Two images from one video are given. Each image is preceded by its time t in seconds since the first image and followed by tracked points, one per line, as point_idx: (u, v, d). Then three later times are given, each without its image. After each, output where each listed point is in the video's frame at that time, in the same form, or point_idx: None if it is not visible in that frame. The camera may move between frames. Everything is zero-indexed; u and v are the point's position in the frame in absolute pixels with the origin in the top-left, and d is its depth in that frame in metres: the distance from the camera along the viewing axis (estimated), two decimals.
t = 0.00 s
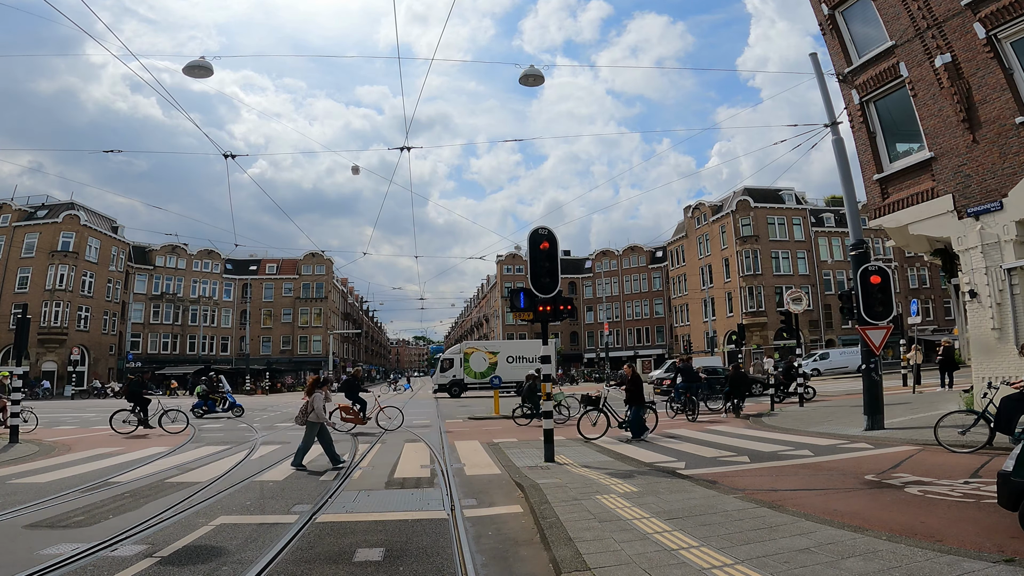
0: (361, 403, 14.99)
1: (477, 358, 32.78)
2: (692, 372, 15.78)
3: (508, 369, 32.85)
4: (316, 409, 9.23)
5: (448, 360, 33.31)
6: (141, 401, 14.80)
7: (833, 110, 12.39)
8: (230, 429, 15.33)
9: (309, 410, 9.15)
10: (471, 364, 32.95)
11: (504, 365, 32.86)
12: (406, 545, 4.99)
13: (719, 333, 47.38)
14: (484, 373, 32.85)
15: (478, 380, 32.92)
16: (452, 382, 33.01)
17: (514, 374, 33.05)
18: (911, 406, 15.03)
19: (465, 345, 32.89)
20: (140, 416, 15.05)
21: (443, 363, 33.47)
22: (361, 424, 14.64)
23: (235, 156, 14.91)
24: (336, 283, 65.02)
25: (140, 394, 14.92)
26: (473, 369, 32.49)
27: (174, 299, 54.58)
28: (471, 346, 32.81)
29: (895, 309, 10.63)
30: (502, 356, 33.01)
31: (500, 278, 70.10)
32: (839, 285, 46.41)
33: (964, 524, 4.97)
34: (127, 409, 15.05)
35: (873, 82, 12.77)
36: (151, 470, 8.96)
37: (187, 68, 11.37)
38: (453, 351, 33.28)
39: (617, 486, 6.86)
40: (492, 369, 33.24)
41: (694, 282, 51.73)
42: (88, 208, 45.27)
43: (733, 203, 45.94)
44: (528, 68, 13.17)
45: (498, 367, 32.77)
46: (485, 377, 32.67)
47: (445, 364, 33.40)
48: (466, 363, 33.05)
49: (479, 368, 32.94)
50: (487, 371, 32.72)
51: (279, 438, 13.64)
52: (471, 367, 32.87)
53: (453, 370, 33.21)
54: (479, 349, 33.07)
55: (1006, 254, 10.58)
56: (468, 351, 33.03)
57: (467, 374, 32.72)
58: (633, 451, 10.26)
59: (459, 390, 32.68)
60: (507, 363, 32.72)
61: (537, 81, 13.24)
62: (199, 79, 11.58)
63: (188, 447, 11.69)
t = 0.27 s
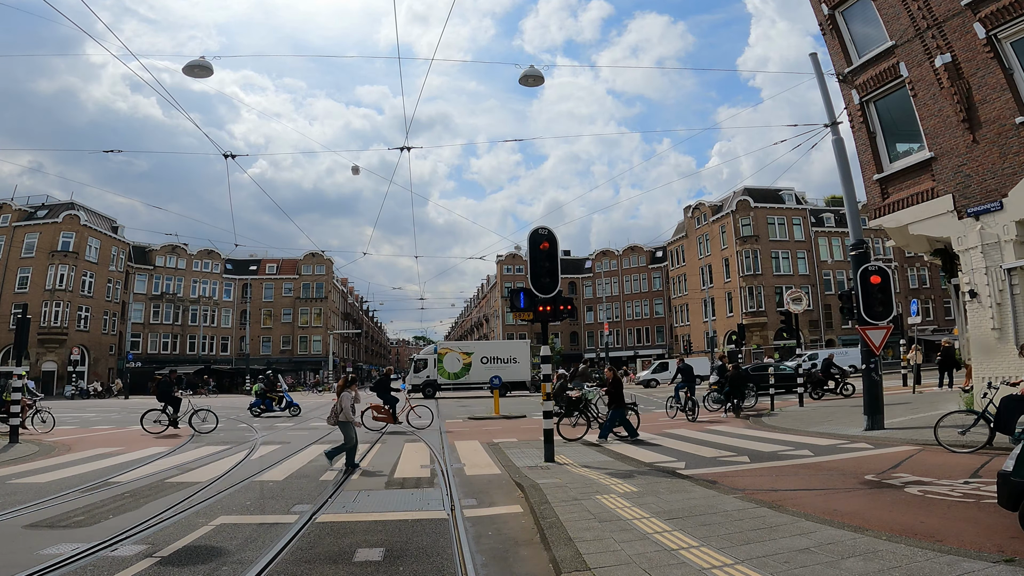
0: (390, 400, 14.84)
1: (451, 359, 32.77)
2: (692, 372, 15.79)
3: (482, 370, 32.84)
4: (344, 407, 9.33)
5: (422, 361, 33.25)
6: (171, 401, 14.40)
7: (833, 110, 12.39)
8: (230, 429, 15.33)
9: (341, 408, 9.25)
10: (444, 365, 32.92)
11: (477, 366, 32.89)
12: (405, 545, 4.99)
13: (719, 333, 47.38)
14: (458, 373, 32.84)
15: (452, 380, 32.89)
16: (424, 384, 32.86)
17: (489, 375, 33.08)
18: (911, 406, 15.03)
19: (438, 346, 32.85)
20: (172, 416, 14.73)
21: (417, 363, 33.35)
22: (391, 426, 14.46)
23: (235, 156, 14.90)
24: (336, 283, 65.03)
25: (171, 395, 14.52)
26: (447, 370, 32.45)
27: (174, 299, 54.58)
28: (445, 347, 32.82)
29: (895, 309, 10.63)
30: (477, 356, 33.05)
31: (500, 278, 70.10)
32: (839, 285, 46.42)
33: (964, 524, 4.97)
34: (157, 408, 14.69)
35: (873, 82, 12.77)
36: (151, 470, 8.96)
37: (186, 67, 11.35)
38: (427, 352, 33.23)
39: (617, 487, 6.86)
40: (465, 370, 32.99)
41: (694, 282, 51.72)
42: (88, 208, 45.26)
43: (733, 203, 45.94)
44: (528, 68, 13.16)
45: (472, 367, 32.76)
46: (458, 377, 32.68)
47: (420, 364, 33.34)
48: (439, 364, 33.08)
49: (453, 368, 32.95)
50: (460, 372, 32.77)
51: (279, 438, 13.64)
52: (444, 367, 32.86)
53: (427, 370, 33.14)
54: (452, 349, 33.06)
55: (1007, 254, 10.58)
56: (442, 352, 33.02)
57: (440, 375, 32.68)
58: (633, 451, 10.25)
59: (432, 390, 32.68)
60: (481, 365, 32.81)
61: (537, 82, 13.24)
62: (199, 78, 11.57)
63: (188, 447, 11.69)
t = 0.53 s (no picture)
0: (424, 400, 15.22)
1: (425, 359, 32.65)
2: (692, 372, 15.81)
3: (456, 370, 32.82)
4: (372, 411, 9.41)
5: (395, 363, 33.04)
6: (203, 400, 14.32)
7: (833, 110, 12.39)
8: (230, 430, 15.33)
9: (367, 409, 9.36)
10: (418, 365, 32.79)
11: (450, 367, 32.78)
12: (405, 545, 4.99)
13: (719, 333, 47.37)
14: (431, 373, 32.68)
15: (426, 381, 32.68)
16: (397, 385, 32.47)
17: (462, 375, 32.98)
18: (911, 406, 15.03)
19: (412, 346, 32.93)
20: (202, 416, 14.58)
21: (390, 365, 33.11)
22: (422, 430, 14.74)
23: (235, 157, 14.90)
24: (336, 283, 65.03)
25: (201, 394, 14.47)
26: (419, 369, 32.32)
27: (174, 299, 54.58)
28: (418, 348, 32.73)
29: (895, 309, 10.64)
30: (451, 356, 32.97)
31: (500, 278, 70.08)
32: (839, 285, 46.42)
33: (964, 524, 4.97)
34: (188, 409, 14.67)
35: (873, 82, 12.77)
36: (151, 470, 8.96)
37: (186, 68, 11.36)
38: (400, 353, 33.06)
39: (617, 487, 6.86)
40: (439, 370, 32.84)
41: (694, 282, 51.71)
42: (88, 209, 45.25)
43: (733, 203, 45.95)
44: (528, 68, 13.17)
45: (445, 367, 32.70)
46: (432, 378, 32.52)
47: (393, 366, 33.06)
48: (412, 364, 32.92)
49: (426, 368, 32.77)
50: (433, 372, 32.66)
51: (279, 438, 13.65)
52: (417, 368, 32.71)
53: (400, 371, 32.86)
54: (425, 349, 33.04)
55: (1007, 254, 10.58)
56: (415, 352, 33.06)
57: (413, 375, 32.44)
58: (632, 451, 10.26)
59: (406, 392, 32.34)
60: (455, 365, 32.76)
61: (537, 82, 13.24)
62: (199, 79, 11.57)
63: (188, 447, 11.69)
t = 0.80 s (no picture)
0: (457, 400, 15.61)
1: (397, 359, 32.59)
2: (691, 372, 15.82)
3: (427, 371, 32.96)
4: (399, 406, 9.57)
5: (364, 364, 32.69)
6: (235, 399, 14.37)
7: (833, 110, 12.39)
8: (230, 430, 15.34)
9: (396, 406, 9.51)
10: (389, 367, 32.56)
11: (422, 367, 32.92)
12: (406, 545, 4.99)
13: (719, 333, 47.37)
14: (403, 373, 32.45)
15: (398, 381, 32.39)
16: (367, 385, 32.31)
17: (432, 376, 33.25)
18: (911, 405, 15.04)
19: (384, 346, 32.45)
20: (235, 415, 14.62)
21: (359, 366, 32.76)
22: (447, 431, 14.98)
23: (236, 157, 14.89)
24: (336, 283, 65.03)
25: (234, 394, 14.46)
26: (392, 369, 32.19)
27: (174, 299, 54.58)
28: (389, 349, 32.68)
29: (895, 309, 10.63)
30: (422, 356, 33.12)
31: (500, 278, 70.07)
32: (839, 285, 46.42)
33: (964, 523, 4.98)
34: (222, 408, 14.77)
35: (872, 82, 12.77)
36: (151, 470, 8.96)
37: (186, 68, 11.36)
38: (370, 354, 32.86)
39: (617, 487, 6.86)
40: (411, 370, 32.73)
41: (694, 281, 51.72)
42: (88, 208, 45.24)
43: (733, 203, 45.97)
44: (528, 68, 13.17)
45: (416, 367, 32.88)
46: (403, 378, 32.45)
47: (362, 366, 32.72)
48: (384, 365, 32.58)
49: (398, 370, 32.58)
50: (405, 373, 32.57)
51: (279, 438, 13.65)
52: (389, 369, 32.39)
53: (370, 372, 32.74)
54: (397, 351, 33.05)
55: (1006, 254, 10.58)
56: (387, 352, 32.98)
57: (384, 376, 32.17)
58: (632, 451, 10.26)
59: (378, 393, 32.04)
60: (427, 366, 33.01)
61: (537, 82, 13.24)
62: (199, 79, 11.57)
63: (188, 447, 11.69)
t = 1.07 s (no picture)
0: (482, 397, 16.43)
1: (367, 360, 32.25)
2: (691, 372, 15.83)
3: (399, 371, 32.38)
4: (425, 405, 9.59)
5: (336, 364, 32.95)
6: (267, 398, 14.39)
7: (833, 110, 12.39)
8: (230, 430, 15.34)
9: (421, 408, 9.52)
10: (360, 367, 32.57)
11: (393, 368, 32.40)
12: (406, 545, 4.99)
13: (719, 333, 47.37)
14: (374, 374, 32.40)
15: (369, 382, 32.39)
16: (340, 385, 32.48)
17: (405, 377, 32.41)
18: (911, 405, 15.04)
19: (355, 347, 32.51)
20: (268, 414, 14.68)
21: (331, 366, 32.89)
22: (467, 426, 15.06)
23: (236, 157, 14.87)
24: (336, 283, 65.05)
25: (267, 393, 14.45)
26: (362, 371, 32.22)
27: (174, 299, 54.58)
28: (359, 350, 32.53)
29: (895, 309, 10.64)
30: (394, 357, 32.53)
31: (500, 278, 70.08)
32: (839, 285, 46.44)
33: (964, 524, 4.97)
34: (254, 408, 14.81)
35: (873, 82, 12.77)
36: (150, 470, 8.96)
37: (186, 69, 11.37)
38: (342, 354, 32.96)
39: (617, 487, 6.86)
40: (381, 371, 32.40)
41: (694, 282, 51.72)
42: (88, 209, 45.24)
43: (733, 203, 45.97)
44: (528, 68, 13.17)
45: (388, 368, 32.34)
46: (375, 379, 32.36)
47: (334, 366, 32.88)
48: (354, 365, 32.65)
49: (369, 370, 32.51)
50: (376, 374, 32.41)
51: (279, 438, 13.66)
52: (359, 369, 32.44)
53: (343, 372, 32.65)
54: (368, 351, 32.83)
55: (1007, 254, 10.58)
56: (358, 353, 32.74)
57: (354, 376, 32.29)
58: (632, 451, 10.26)
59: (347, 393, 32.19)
60: (398, 366, 32.31)
61: (538, 81, 13.24)
62: (199, 79, 11.57)
63: (187, 447, 11.69)
